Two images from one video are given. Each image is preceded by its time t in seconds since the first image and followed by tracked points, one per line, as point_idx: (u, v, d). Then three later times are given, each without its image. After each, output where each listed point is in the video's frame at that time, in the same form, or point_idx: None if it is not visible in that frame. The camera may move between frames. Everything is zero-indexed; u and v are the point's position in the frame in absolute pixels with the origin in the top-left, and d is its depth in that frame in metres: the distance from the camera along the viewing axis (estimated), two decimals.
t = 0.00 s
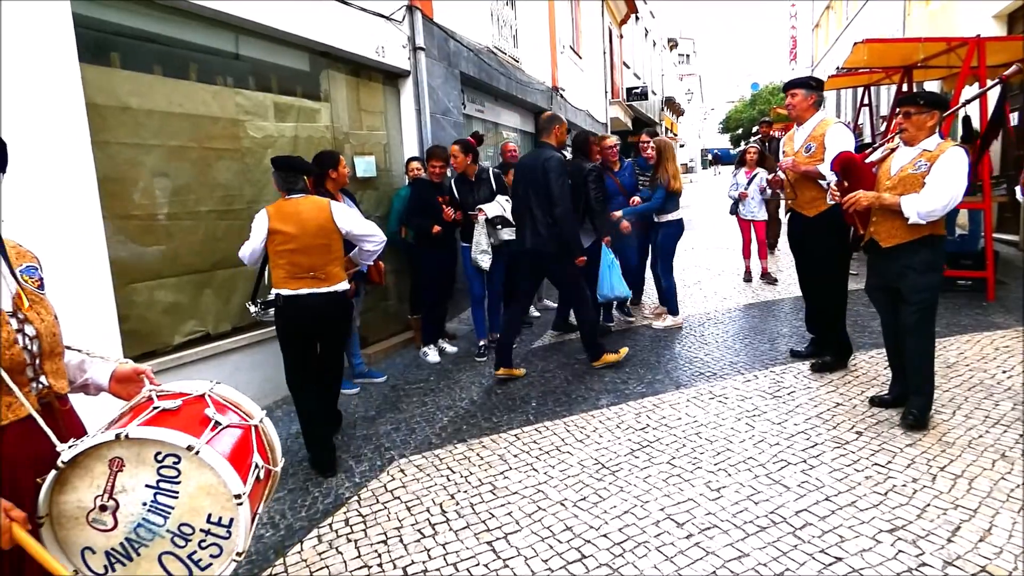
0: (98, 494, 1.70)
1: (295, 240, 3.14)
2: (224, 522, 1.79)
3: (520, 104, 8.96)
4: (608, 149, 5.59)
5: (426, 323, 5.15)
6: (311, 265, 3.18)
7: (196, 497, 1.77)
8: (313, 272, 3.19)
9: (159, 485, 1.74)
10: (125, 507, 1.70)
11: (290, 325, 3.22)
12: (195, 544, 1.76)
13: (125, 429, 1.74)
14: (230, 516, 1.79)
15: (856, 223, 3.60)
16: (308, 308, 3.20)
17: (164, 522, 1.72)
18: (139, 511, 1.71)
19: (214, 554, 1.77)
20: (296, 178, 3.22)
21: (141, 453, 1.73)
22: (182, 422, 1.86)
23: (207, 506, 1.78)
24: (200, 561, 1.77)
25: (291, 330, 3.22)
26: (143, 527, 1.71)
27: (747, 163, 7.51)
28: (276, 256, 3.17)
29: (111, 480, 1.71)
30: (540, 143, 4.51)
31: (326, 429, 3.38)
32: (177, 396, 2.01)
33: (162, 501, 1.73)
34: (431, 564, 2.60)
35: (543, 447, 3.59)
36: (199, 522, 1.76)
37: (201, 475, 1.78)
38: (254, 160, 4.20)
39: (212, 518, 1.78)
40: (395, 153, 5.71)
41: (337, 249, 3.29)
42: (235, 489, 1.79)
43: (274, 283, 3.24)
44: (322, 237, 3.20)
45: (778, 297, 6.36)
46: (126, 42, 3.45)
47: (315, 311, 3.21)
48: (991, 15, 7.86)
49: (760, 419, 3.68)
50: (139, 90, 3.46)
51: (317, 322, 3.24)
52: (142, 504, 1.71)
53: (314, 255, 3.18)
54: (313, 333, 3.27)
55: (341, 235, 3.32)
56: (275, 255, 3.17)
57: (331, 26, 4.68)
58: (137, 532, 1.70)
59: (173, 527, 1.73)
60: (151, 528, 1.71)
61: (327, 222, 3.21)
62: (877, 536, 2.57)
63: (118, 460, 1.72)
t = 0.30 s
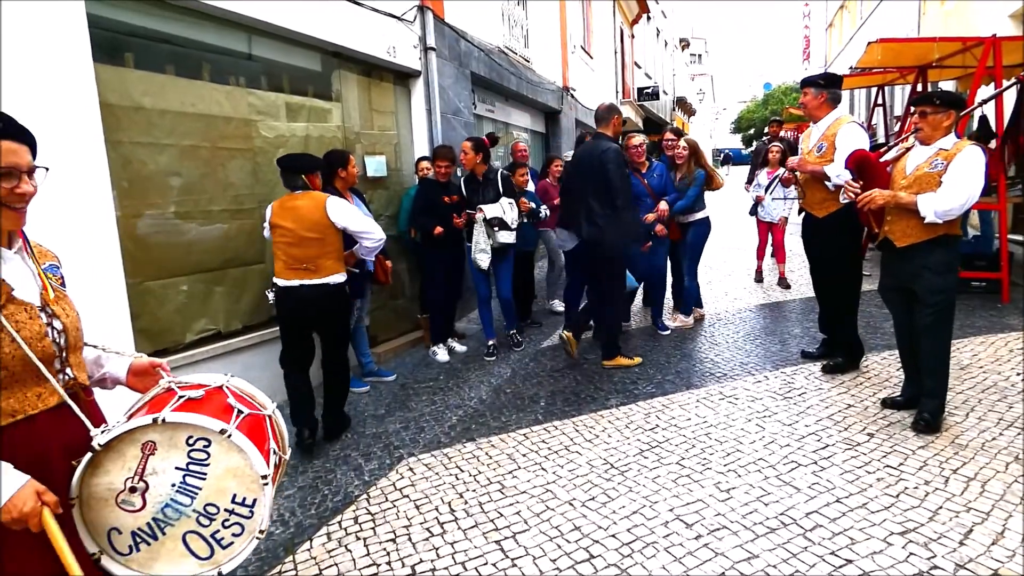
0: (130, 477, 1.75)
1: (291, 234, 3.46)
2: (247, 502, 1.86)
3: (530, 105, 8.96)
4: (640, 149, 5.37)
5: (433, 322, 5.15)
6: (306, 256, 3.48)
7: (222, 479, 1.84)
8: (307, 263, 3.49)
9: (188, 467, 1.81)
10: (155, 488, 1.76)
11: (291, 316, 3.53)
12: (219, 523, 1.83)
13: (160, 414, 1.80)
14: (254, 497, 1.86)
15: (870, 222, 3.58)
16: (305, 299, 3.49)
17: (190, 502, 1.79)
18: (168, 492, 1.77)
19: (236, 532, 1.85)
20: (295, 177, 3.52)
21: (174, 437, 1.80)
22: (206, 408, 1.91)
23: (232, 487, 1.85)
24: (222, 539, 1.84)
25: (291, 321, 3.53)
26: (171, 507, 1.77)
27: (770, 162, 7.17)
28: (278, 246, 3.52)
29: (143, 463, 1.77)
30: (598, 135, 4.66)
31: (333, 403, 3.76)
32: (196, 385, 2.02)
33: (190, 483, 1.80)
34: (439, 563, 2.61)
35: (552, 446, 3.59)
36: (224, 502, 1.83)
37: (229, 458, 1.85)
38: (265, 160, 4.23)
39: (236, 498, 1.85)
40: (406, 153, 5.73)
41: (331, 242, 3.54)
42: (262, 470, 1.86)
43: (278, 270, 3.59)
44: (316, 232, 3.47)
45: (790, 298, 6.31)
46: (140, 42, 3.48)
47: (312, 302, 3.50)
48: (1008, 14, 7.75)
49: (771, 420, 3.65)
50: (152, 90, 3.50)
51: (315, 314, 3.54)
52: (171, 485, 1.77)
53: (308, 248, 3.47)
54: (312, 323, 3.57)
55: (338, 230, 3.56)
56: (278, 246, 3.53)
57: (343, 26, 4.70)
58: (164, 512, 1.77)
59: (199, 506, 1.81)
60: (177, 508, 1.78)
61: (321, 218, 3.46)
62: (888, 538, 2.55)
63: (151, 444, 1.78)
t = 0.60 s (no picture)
0: (144, 465, 1.79)
1: (269, 231, 3.56)
2: (258, 479, 1.91)
3: (529, 104, 8.96)
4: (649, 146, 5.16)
5: (432, 322, 5.14)
6: (283, 253, 3.57)
7: (235, 459, 1.88)
8: (283, 260, 3.57)
9: (201, 451, 1.85)
10: (169, 474, 1.81)
11: (276, 314, 3.65)
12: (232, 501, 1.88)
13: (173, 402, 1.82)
14: (264, 473, 1.91)
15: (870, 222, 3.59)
16: (283, 297, 3.58)
17: (204, 483, 1.83)
18: (182, 476, 1.82)
19: (249, 508, 1.90)
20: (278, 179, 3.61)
21: (186, 423, 1.84)
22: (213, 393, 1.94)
23: (243, 465, 1.89)
24: (235, 516, 1.90)
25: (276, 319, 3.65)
26: (185, 490, 1.82)
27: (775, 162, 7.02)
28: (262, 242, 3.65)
29: (157, 451, 1.81)
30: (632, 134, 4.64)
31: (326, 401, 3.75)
32: (189, 376, 2.01)
33: (204, 465, 1.84)
34: (439, 563, 2.61)
35: (551, 446, 3.59)
36: (236, 481, 1.88)
37: (240, 439, 1.89)
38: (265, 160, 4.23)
39: (248, 476, 1.90)
40: (405, 154, 5.74)
41: (309, 240, 3.58)
42: (273, 446, 1.92)
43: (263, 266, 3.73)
44: (290, 230, 3.53)
45: (789, 297, 6.31)
46: (138, 43, 3.48)
47: (291, 301, 3.58)
48: (1007, 13, 7.75)
49: (770, 419, 3.65)
50: (151, 91, 3.50)
51: (295, 312, 3.61)
52: (185, 469, 1.82)
53: (284, 245, 3.55)
54: (294, 321, 3.65)
55: (314, 227, 3.59)
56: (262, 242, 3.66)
57: (341, 27, 4.70)
58: (179, 496, 1.82)
59: (213, 487, 1.85)
60: (192, 491, 1.83)
61: (296, 216, 3.51)
62: (887, 537, 2.55)
63: (164, 432, 1.81)
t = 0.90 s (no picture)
0: (145, 456, 1.90)
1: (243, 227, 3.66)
2: (251, 460, 2.13)
3: (529, 105, 8.96)
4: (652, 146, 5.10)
5: (432, 322, 5.13)
6: (251, 251, 3.65)
7: (231, 442, 2.07)
8: (252, 257, 3.66)
9: (199, 438, 2.01)
10: (168, 464, 1.94)
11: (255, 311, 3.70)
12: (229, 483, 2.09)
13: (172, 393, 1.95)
14: (257, 454, 2.14)
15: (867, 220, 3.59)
16: (262, 292, 3.63)
17: (204, 469, 2.02)
18: (182, 464, 1.97)
19: (244, 490, 2.12)
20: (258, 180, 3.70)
21: (185, 412, 1.97)
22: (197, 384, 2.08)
23: (238, 449, 2.09)
24: (230, 500, 2.10)
25: (257, 318, 3.70)
26: (185, 480, 1.97)
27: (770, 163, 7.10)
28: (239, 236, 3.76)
29: (158, 441, 1.93)
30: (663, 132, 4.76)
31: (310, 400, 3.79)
32: (164, 373, 2.10)
33: (202, 451, 2.01)
34: (439, 564, 2.61)
35: (551, 446, 3.59)
36: (232, 465, 2.08)
37: (235, 423, 2.08)
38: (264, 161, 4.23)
39: (243, 459, 2.11)
40: (405, 154, 5.74)
41: (276, 239, 3.63)
42: (265, 428, 2.16)
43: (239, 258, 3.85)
44: (259, 229, 3.60)
45: (789, 297, 6.31)
46: (136, 43, 3.49)
47: (268, 297, 3.63)
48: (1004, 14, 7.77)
49: (770, 418, 3.66)
50: (150, 91, 3.51)
51: (272, 308, 3.66)
52: (185, 457, 1.97)
53: (253, 243, 3.64)
54: (273, 319, 3.69)
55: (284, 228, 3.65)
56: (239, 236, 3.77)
57: (340, 26, 4.70)
58: (179, 484, 1.97)
59: (211, 472, 2.04)
60: (191, 479, 1.99)
61: (267, 216, 3.58)
62: (886, 535, 2.55)
63: (165, 421, 1.93)
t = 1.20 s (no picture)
0: (132, 472, 1.99)
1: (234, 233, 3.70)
2: (231, 471, 2.29)
3: (524, 106, 8.96)
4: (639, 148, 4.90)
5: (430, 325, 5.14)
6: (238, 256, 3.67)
7: (212, 453, 2.24)
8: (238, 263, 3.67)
9: (183, 451, 2.14)
10: (155, 479, 2.05)
11: (242, 317, 3.69)
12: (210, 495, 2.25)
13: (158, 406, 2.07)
14: (236, 465, 2.31)
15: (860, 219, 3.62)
16: (252, 297, 3.62)
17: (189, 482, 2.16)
18: (167, 479, 2.09)
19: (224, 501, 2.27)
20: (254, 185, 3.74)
21: (170, 425, 2.09)
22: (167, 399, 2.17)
23: (219, 462, 2.26)
24: (211, 514, 2.23)
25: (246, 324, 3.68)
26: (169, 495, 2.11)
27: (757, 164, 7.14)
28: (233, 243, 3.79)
29: (144, 455, 2.02)
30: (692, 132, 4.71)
31: (299, 406, 3.79)
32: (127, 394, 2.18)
33: (186, 464, 2.15)
34: (438, 568, 2.60)
35: (549, 448, 3.59)
36: (213, 477, 2.24)
37: (214, 435, 2.24)
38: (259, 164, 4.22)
39: (223, 471, 2.27)
40: (400, 156, 5.73)
41: (262, 244, 3.64)
42: (243, 437, 2.33)
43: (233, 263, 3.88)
44: (245, 234, 3.62)
45: (785, 296, 6.32)
46: (129, 45, 3.47)
47: (254, 303, 3.62)
48: (993, 14, 7.84)
49: (767, 418, 3.66)
50: (142, 94, 3.49)
51: (258, 313, 3.64)
52: (170, 471, 2.09)
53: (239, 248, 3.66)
54: (257, 323, 3.67)
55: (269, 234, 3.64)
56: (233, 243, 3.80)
57: (334, 27, 4.69)
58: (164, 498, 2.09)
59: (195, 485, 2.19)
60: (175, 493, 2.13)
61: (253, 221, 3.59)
62: (883, 533, 2.55)
63: (150, 436, 2.03)
